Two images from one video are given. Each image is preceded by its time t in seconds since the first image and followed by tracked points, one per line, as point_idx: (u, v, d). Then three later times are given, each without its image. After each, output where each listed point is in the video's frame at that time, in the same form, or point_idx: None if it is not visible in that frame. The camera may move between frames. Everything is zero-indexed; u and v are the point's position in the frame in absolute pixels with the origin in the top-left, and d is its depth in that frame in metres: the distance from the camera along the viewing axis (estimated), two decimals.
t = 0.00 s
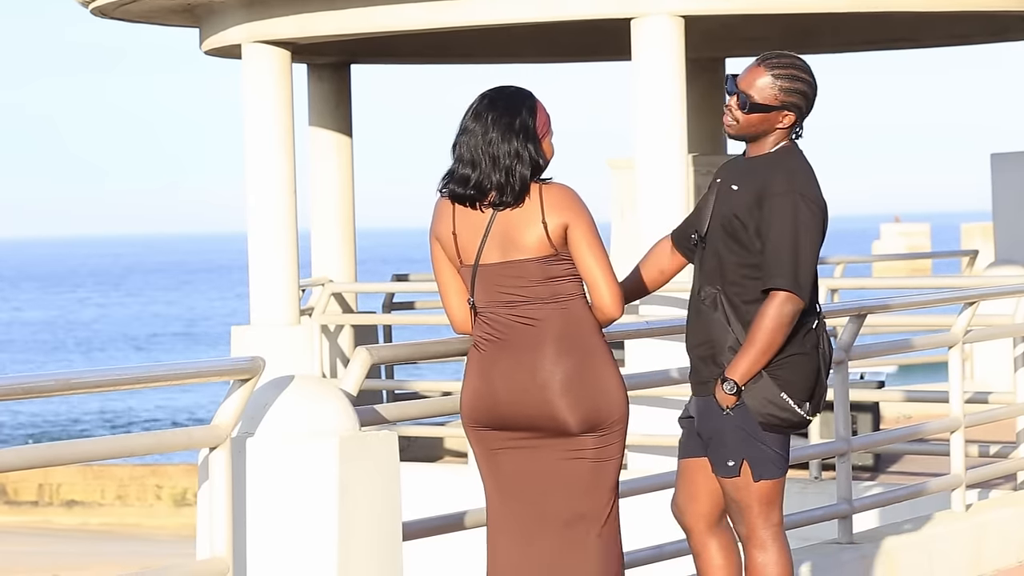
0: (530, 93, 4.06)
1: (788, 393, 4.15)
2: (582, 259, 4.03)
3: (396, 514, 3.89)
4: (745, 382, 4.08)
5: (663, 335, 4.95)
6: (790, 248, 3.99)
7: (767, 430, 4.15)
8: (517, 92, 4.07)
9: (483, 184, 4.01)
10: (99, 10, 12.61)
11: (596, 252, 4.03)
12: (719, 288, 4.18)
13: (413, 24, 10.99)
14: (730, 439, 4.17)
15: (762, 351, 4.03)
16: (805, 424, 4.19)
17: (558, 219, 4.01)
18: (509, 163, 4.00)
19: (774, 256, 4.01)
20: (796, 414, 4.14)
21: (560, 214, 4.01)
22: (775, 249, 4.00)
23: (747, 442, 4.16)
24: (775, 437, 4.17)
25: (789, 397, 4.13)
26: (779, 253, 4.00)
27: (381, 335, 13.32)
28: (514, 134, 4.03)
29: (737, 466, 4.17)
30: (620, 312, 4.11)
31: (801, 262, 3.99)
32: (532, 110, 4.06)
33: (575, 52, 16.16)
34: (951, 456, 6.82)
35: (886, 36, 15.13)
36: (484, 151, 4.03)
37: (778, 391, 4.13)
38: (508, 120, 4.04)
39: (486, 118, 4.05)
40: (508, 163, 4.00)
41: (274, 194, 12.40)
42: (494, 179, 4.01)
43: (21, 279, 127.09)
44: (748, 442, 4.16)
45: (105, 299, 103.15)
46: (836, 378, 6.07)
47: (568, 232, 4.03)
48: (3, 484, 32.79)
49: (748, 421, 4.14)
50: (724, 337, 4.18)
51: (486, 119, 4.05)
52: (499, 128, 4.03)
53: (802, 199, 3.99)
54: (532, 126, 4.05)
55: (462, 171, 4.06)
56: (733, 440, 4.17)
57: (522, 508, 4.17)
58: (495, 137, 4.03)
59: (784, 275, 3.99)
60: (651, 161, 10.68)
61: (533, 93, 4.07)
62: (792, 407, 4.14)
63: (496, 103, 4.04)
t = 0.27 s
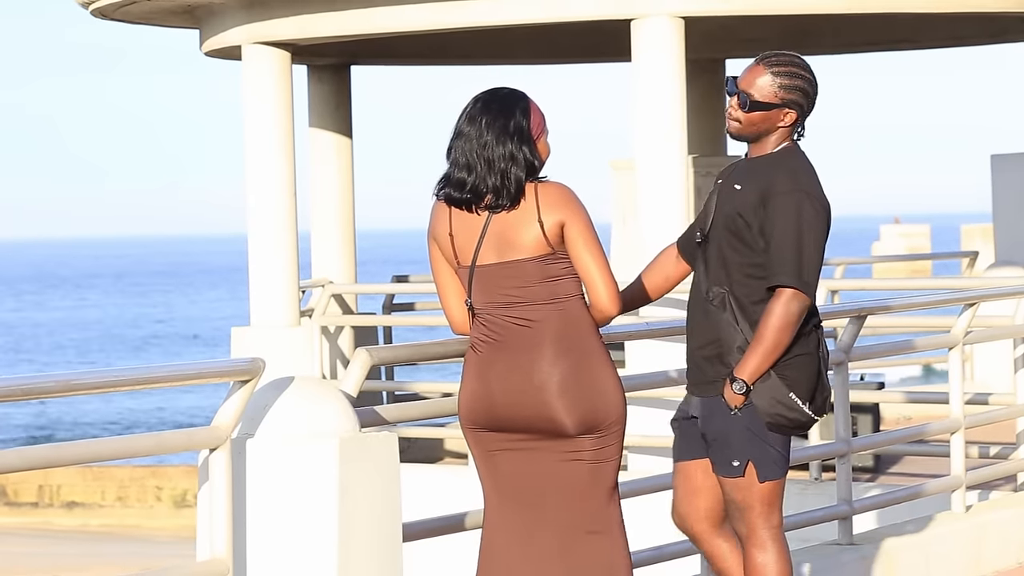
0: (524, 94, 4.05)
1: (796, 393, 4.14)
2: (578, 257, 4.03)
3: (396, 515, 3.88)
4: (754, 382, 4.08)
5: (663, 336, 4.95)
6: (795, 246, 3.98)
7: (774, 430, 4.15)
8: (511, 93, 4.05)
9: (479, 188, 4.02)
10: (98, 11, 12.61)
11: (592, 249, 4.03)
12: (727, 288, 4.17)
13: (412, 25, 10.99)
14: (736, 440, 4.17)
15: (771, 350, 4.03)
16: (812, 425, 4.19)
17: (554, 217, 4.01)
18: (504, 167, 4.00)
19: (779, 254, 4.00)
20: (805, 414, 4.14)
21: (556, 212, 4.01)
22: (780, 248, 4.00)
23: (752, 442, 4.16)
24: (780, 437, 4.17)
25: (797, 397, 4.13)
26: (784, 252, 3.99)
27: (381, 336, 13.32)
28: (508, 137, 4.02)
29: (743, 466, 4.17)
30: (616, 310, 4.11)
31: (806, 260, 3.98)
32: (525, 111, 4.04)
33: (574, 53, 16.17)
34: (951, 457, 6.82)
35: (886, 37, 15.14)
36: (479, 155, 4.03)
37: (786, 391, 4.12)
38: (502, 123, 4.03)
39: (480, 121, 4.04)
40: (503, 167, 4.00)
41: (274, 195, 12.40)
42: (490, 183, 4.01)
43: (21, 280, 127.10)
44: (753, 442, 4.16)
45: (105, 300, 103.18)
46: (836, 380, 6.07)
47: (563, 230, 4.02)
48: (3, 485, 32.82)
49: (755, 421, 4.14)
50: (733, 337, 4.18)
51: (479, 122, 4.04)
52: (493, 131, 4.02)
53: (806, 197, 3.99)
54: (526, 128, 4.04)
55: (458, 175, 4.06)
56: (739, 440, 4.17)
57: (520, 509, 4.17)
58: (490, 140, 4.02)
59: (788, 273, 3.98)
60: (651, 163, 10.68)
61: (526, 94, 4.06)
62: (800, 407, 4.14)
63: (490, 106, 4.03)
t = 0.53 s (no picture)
0: (523, 93, 4.04)
1: (781, 390, 4.14)
2: (578, 257, 4.02)
3: (396, 514, 3.89)
4: (739, 378, 4.08)
5: (663, 335, 4.95)
6: (785, 241, 3.99)
7: (761, 427, 4.14)
8: (510, 92, 4.05)
9: (481, 188, 4.01)
10: (98, 11, 12.61)
11: (592, 248, 4.02)
12: (717, 284, 4.18)
13: (412, 25, 10.99)
14: (726, 436, 4.18)
15: (757, 345, 4.02)
16: (800, 422, 4.17)
17: (555, 217, 4.00)
18: (505, 166, 3.99)
19: (769, 251, 4.00)
20: (789, 411, 4.13)
21: (556, 211, 4.00)
22: (771, 244, 4.00)
23: (741, 438, 4.16)
24: (771, 434, 4.17)
25: (782, 393, 4.12)
26: (774, 249, 4.00)
27: (381, 336, 13.32)
28: (509, 136, 4.01)
29: (732, 462, 4.18)
30: (615, 311, 4.09)
31: (796, 258, 3.98)
32: (525, 110, 4.04)
33: (574, 52, 16.16)
34: (951, 456, 6.82)
35: (886, 36, 15.14)
36: (481, 155, 4.02)
37: (772, 388, 4.12)
38: (503, 122, 4.02)
39: (481, 121, 4.03)
40: (505, 166, 3.99)
41: (274, 194, 12.40)
42: (492, 182, 4.00)
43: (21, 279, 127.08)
44: (743, 438, 4.16)
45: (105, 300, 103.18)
46: (835, 379, 6.07)
47: (563, 230, 4.01)
48: (3, 485, 32.82)
49: (742, 418, 4.14)
50: (720, 333, 4.19)
51: (480, 122, 4.03)
52: (494, 131, 4.01)
53: (798, 194, 3.99)
54: (527, 126, 4.03)
55: (459, 175, 4.05)
56: (729, 436, 4.17)
57: (520, 508, 4.18)
58: (491, 140, 4.01)
59: (777, 269, 3.98)
60: (651, 162, 10.68)
61: (526, 93, 4.05)
62: (785, 404, 4.12)
63: (490, 106, 4.03)
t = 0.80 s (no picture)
0: (525, 94, 4.04)
1: (776, 387, 4.14)
2: (581, 258, 4.02)
3: (396, 515, 3.89)
4: (733, 376, 4.08)
5: (664, 336, 4.95)
6: (773, 237, 3.99)
7: (757, 425, 4.14)
8: (512, 94, 4.04)
9: (484, 190, 4.01)
10: (98, 12, 12.61)
11: (595, 250, 4.02)
12: (712, 284, 4.19)
13: (412, 26, 10.99)
14: (723, 436, 4.18)
15: (748, 341, 4.02)
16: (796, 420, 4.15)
17: (559, 219, 4.01)
18: (509, 168, 3.99)
19: (755, 244, 4.01)
20: (785, 408, 4.12)
21: (560, 213, 4.01)
22: (759, 240, 4.01)
23: (740, 437, 4.15)
24: (770, 433, 4.16)
25: (777, 391, 4.12)
26: (760, 245, 4.01)
27: (381, 336, 13.32)
28: (512, 138, 4.01)
29: (729, 460, 4.18)
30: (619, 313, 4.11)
31: (780, 252, 3.98)
32: (528, 112, 4.04)
33: (574, 53, 16.17)
34: (951, 457, 6.82)
35: (885, 37, 15.14)
36: (484, 158, 4.02)
37: (766, 385, 4.12)
38: (505, 124, 4.02)
39: (483, 123, 4.02)
40: (508, 168, 3.99)
41: (274, 195, 12.40)
42: (495, 185, 4.00)
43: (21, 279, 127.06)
44: (742, 437, 4.15)
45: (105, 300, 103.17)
46: (835, 379, 6.07)
47: (567, 232, 4.02)
48: (3, 485, 32.82)
49: (739, 417, 4.14)
50: (715, 331, 4.18)
51: (482, 125, 4.03)
52: (497, 133, 4.01)
53: (786, 189, 3.99)
54: (529, 128, 4.03)
55: (462, 178, 4.05)
56: (727, 434, 4.17)
57: (522, 509, 4.17)
58: (494, 142, 4.01)
59: (760, 265, 3.99)
60: (651, 163, 10.68)
61: (527, 95, 4.05)
62: (780, 401, 4.12)
63: (492, 108, 4.02)
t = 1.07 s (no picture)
0: (523, 96, 4.03)
1: (776, 386, 4.13)
2: (582, 260, 4.01)
3: (396, 515, 3.89)
4: (734, 375, 4.08)
5: (663, 336, 4.95)
6: (772, 236, 3.99)
7: (757, 424, 4.14)
8: (510, 95, 4.04)
9: (484, 194, 4.01)
10: (98, 12, 12.61)
11: (598, 250, 4.01)
12: (711, 284, 4.19)
13: (412, 26, 10.99)
14: (722, 435, 4.18)
15: (748, 340, 4.02)
16: (796, 417, 4.15)
17: (561, 219, 4.00)
18: (507, 173, 3.99)
19: (754, 244, 4.01)
20: (785, 406, 4.12)
21: (563, 213, 4.00)
22: (758, 240, 4.01)
23: (739, 436, 4.15)
24: (769, 432, 4.16)
25: (778, 389, 4.12)
26: (758, 243, 4.01)
27: (381, 336, 13.32)
28: (510, 142, 4.01)
29: (726, 460, 4.19)
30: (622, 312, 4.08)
31: (780, 250, 3.98)
32: (526, 114, 4.03)
33: (574, 53, 16.16)
34: (951, 457, 6.82)
35: (885, 37, 15.14)
36: (483, 163, 4.02)
37: (767, 383, 4.12)
38: (503, 128, 4.02)
39: (482, 127, 4.03)
40: (506, 174, 3.99)
41: (274, 195, 12.40)
42: (494, 189, 4.00)
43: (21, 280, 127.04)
44: (741, 436, 4.15)
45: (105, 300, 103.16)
46: (836, 379, 6.07)
47: (570, 232, 4.01)
48: (3, 486, 32.81)
49: (739, 416, 4.14)
50: (714, 330, 4.18)
51: (481, 128, 4.04)
52: (495, 137, 4.01)
53: (784, 188, 3.99)
54: (528, 130, 4.03)
55: (463, 183, 4.06)
56: (726, 433, 4.17)
57: (524, 508, 4.18)
58: (492, 146, 4.01)
59: (761, 263, 3.99)
60: (651, 163, 10.68)
61: (525, 96, 4.04)
62: (781, 399, 4.12)
63: (490, 111, 4.02)
